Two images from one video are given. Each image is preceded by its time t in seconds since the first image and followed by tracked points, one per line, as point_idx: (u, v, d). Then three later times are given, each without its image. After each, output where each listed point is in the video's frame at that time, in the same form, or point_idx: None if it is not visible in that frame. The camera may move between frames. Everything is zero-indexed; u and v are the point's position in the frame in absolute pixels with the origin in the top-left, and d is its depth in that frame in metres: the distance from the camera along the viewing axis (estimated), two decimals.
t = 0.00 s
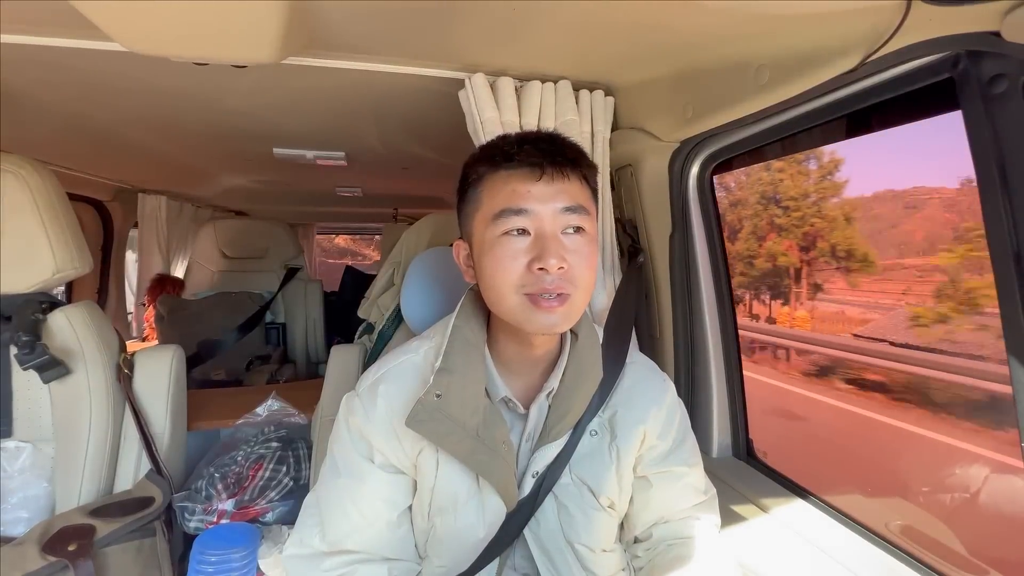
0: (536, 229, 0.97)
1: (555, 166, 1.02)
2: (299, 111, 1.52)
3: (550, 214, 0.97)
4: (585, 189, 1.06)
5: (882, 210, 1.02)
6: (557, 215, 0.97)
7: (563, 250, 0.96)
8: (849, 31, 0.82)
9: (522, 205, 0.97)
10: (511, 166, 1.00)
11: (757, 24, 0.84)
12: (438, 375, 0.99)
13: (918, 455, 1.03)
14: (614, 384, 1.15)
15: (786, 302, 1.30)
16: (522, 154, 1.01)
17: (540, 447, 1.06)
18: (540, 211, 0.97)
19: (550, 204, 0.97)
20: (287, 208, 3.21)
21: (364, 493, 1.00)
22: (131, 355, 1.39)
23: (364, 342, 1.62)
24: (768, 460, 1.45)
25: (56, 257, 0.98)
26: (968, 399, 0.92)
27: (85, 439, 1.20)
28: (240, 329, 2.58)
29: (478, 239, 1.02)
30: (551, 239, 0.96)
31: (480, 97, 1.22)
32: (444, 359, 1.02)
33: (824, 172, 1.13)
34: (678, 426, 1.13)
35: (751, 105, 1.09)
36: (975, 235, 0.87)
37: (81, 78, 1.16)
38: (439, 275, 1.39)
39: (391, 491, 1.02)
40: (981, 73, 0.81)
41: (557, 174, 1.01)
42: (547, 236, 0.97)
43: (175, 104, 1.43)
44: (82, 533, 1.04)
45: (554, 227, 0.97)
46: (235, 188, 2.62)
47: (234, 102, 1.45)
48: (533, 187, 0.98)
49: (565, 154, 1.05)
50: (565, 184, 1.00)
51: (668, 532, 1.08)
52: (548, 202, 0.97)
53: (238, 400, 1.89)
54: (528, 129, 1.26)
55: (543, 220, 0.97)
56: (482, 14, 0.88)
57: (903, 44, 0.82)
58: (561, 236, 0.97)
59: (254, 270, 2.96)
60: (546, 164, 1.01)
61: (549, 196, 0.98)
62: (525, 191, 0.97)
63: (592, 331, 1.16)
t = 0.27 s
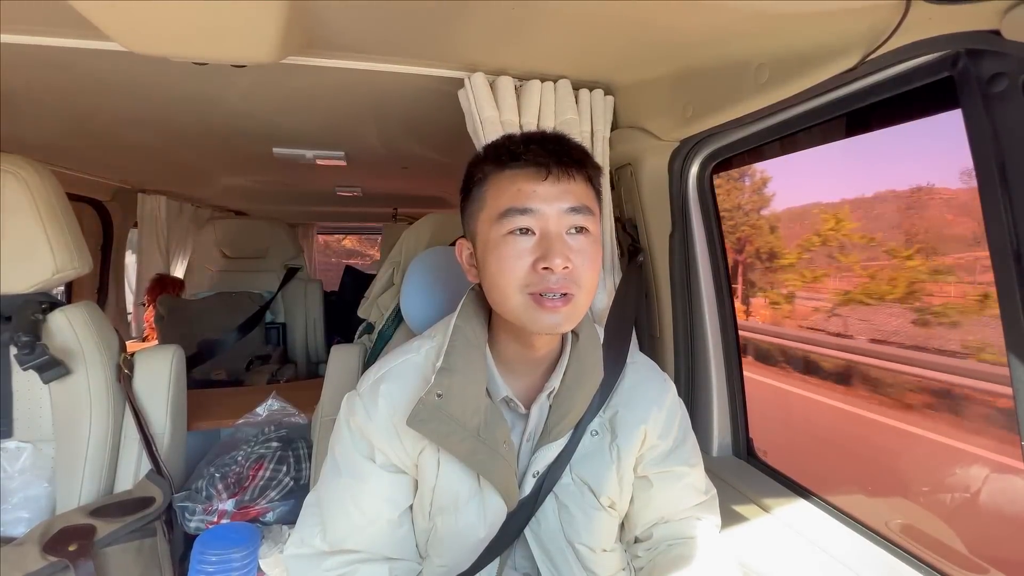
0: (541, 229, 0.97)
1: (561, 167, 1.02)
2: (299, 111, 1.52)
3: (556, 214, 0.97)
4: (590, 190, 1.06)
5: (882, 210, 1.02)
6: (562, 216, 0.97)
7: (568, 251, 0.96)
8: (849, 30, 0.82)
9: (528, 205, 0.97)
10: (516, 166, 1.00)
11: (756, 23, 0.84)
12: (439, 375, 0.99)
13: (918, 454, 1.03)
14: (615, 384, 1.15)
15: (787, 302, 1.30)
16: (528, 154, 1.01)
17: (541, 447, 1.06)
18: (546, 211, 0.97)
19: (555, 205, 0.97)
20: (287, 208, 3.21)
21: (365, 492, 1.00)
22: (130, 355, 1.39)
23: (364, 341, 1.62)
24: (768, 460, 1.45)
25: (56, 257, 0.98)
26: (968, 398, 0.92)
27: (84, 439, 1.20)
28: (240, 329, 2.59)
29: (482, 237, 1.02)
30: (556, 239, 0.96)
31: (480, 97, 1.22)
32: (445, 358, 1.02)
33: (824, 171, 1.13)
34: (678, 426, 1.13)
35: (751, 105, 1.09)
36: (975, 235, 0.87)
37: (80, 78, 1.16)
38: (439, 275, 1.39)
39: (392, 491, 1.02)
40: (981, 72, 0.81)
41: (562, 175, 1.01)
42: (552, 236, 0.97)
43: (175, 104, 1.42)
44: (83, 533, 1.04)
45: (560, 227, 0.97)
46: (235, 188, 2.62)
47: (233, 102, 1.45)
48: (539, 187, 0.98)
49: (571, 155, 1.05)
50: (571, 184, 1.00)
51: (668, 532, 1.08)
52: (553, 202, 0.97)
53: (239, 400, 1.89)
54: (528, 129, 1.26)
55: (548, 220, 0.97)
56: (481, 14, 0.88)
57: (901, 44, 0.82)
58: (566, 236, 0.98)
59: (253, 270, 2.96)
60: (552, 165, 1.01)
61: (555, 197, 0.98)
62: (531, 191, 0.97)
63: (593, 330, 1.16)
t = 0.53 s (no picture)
0: (541, 230, 0.97)
1: (560, 168, 1.02)
2: (299, 112, 1.52)
3: (555, 216, 0.97)
4: (589, 191, 1.06)
5: (883, 209, 1.02)
6: (561, 217, 0.97)
7: (568, 252, 0.97)
8: (849, 30, 0.82)
9: (528, 206, 0.97)
10: (516, 167, 1.00)
11: (755, 23, 0.84)
12: (439, 375, 0.99)
13: (918, 453, 1.03)
14: (615, 384, 1.15)
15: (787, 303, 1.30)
16: (527, 155, 1.01)
17: (541, 447, 1.06)
18: (545, 212, 0.97)
19: (555, 206, 0.97)
20: (287, 209, 3.21)
21: (365, 493, 1.00)
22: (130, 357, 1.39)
23: (364, 342, 1.62)
24: (768, 460, 1.45)
25: (56, 259, 0.98)
26: (970, 397, 0.91)
27: (85, 441, 1.20)
28: (240, 330, 2.56)
29: (481, 239, 1.02)
30: (556, 241, 0.96)
31: (480, 97, 1.22)
32: (445, 359, 1.02)
33: (823, 171, 1.13)
34: (678, 426, 1.13)
35: (750, 105, 1.09)
36: (975, 234, 0.86)
37: (81, 80, 1.16)
38: (439, 275, 1.39)
39: (392, 492, 1.01)
40: (981, 71, 0.81)
41: (561, 176, 1.01)
42: (552, 238, 0.97)
43: (175, 106, 1.43)
44: (84, 534, 1.05)
45: (559, 229, 0.97)
46: (235, 189, 2.62)
47: (233, 103, 1.45)
48: (538, 188, 0.98)
49: (571, 156, 1.05)
50: (570, 185, 1.01)
51: (669, 532, 1.08)
52: (553, 203, 0.97)
53: (239, 401, 1.89)
54: (528, 130, 1.26)
55: (548, 222, 0.97)
56: (480, 15, 0.88)
57: (900, 45, 0.82)
58: (565, 237, 0.98)
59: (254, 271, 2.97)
60: (551, 166, 1.01)
61: (555, 198, 0.98)
62: (530, 192, 0.97)
63: (593, 331, 1.16)
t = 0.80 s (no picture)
0: (534, 227, 0.97)
1: (552, 164, 1.01)
2: (299, 111, 1.52)
3: (549, 211, 0.97)
4: (583, 186, 1.06)
5: (883, 209, 1.02)
6: (555, 213, 0.97)
7: (561, 247, 0.96)
8: (850, 29, 0.82)
9: (520, 203, 0.97)
10: (509, 164, 1.00)
11: (755, 22, 0.84)
12: (437, 373, 0.99)
13: (917, 453, 1.03)
14: (613, 382, 1.15)
15: (788, 303, 1.29)
16: (520, 153, 1.01)
17: (540, 445, 1.06)
18: (538, 209, 0.97)
19: (548, 202, 0.97)
20: (287, 208, 3.21)
21: (364, 491, 1.00)
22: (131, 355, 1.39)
23: (364, 341, 1.62)
24: (768, 459, 1.45)
25: (55, 257, 0.98)
26: (971, 398, 0.91)
27: (85, 438, 1.21)
28: (240, 329, 2.56)
29: (476, 237, 1.02)
30: (549, 237, 0.96)
31: (480, 96, 1.22)
32: (443, 357, 1.02)
33: (824, 170, 1.13)
34: (677, 423, 1.13)
35: (751, 104, 1.09)
36: (975, 234, 0.87)
37: (80, 78, 1.16)
38: (439, 274, 1.39)
39: (391, 490, 1.02)
40: (982, 71, 0.81)
41: (554, 171, 1.01)
42: (546, 234, 0.97)
43: (175, 104, 1.43)
44: (84, 531, 1.05)
45: (552, 225, 0.97)
46: (235, 187, 2.62)
47: (234, 102, 1.45)
48: (531, 185, 0.98)
49: (563, 152, 1.05)
50: (563, 181, 1.00)
51: (668, 530, 1.08)
52: (546, 199, 0.97)
53: (239, 399, 1.89)
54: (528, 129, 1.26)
55: (540, 218, 0.97)
56: (480, 13, 0.88)
57: (900, 44, 0.82)
58: (558, 233, 0.97)
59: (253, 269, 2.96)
60: (543, 162, 1.01)
61: (548, 193, 0.98)
62: (523, 189, 0.98)
63: (591, 329, 1.16)
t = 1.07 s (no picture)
0: (531, 244, 0.97)
1: (555, 178, 1.00)
2: (299, 112, 1.52)
3: (548, 230, 0.97)
4: (589, 202, 1.04)
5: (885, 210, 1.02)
6: (554, 231, 0.97)
7: (557, 267, 0.96)
8: (850, 32, 0.83)
9: (519, 218, 0.96)
10: (510, 176, 1.00)
11: (756, 24, 0.84)
12: (439, 373, 0.99)
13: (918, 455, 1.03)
14: (614, 382, 1.15)
15: (790, 304, 1.29)
16: (522, 162, 1.00)
17: (540, 445, 1.06)
18: (537, 225, 0.96)
19: (547, 218, 0.97)
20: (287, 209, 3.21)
21: (366, 490, 1.00)
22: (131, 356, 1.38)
23: (364, 342, 1.62)
24: (768, 460, 1.45)
25: (56, 258, 0.98)
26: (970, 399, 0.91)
27: (85, 440, 1.20)
28: (240, 330, 2.58)
29: (476, 245, 1.02)
30: (545, 256, 0.96)
31: (480, 98, 1.22)
32: (444, 356, 1.02)
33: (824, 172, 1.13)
34: (676, 424, 1.13)
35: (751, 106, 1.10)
36: (976, 236, 0.87)
37: (82, 80, 1.16)
38: (440, 274, 1.39)
39: (394, 489, 1.01)
40: (980, 73, 0.81)
41: (557, 187, 1.00)
42: (543, 253, 0.96)
43: (176, 105, 1.43)
44: (83, 533, 1.05)
45: (551, 244, 0.97)
46: (235, 189, 2.62)
47: (235, 104, 1.45)
48: (531, 202, 0.97)
49: (567, 160, 1.04)
50: (565, 199, 0.99)
51: (665, 532, 1.08)
52: (545, 216, 0.97)
53: (238, 401, 1.89)
54: (528, 130, 1.26)
55: (538, 235, 0.97)
56: (481, 15, 0.88)
57: (905, 44, 0.82)
58: (556, 252, 0.97)
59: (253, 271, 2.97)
60: (546, 177, 1.00)
61: (547, 211, 0.97)
62: (523, 205, 0.97)
63: (591, 330, 1.17)
